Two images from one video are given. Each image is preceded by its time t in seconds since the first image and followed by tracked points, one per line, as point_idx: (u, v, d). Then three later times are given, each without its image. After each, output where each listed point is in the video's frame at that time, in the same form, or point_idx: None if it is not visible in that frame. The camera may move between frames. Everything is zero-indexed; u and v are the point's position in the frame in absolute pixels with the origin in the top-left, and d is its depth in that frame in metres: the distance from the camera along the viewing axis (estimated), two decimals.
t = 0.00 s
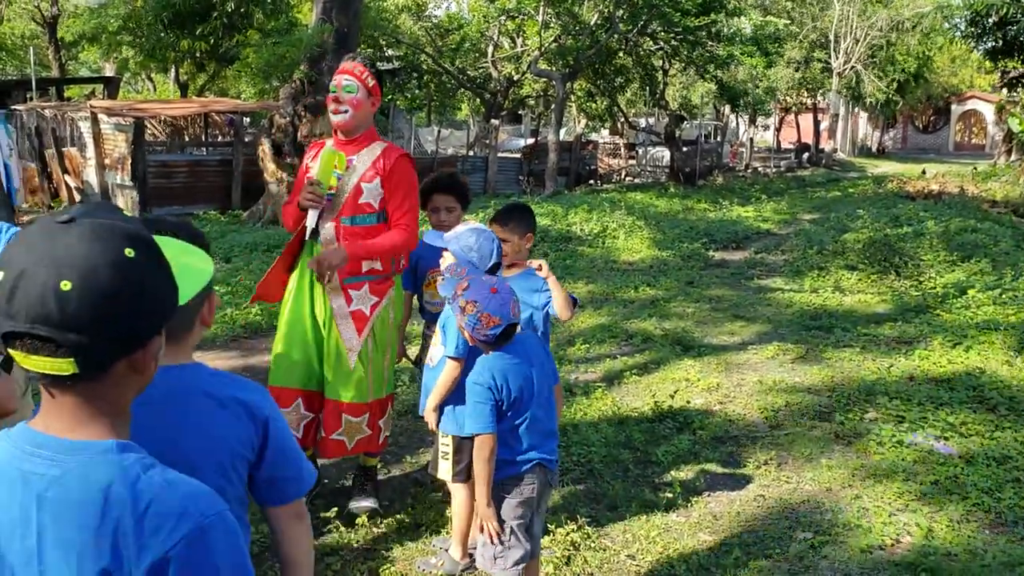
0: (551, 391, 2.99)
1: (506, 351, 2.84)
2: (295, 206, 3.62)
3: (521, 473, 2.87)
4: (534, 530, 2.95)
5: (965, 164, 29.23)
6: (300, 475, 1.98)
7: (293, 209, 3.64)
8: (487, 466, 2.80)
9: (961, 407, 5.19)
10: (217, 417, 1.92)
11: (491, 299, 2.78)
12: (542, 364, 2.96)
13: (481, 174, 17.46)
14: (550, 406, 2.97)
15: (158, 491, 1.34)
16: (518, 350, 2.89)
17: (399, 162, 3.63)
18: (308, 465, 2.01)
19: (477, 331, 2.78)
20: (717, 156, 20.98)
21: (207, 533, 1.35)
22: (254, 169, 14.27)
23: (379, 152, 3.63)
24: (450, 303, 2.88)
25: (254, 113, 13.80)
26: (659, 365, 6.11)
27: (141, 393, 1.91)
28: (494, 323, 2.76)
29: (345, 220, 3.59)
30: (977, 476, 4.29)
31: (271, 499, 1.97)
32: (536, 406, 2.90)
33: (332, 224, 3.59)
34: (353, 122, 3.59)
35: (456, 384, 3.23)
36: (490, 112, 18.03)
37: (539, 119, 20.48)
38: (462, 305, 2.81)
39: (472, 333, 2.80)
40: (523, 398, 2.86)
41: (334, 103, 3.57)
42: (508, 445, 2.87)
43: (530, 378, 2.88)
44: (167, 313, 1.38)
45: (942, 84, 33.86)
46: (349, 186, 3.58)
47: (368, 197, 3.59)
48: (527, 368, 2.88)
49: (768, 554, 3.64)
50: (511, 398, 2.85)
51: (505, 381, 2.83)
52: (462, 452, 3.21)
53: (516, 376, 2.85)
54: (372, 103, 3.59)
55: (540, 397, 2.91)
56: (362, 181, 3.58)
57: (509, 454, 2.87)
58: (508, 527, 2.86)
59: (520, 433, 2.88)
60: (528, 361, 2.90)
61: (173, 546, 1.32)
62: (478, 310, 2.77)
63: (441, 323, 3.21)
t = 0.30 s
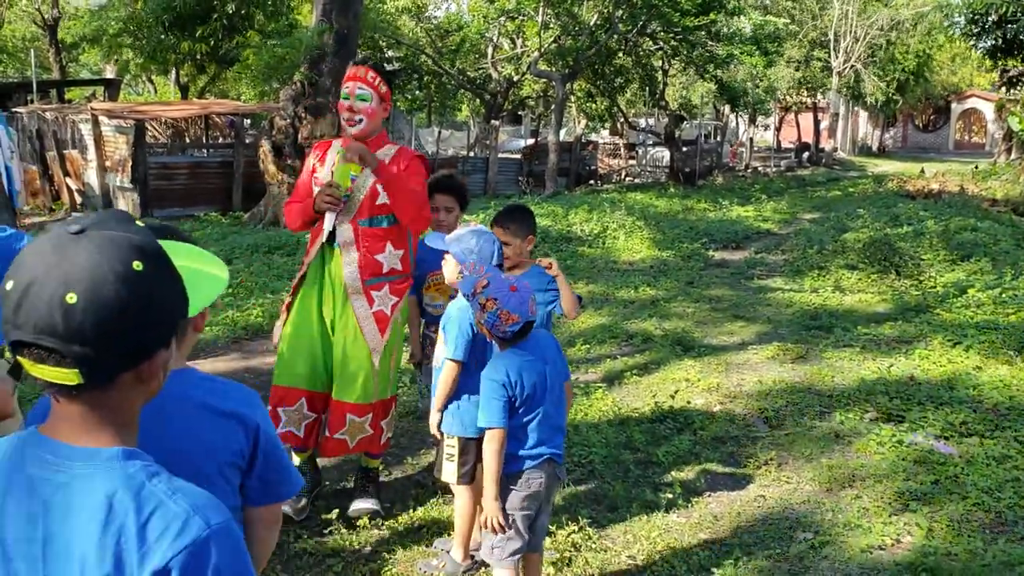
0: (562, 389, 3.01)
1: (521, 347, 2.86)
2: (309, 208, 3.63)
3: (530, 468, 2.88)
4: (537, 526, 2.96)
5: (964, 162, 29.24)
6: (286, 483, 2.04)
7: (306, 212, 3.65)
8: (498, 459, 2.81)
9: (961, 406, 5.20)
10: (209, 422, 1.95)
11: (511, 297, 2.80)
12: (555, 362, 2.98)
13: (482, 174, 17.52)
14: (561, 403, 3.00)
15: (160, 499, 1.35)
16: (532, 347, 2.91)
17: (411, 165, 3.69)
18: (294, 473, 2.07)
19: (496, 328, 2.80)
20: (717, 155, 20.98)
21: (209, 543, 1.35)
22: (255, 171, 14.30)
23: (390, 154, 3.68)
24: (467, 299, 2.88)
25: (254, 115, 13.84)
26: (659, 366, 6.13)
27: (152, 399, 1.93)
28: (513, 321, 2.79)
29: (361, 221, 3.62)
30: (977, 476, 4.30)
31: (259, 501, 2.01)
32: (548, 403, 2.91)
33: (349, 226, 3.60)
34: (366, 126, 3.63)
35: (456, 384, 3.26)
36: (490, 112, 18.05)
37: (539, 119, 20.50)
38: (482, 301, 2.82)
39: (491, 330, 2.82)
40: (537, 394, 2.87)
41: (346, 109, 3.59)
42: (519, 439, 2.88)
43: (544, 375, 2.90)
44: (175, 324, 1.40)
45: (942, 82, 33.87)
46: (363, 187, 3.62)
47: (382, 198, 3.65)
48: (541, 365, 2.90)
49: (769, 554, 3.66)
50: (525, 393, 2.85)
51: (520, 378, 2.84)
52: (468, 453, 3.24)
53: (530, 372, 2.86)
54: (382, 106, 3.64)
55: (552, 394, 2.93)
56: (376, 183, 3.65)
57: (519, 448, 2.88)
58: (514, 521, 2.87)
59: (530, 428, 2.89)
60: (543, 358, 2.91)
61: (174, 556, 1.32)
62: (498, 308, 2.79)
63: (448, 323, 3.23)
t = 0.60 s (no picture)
0: (567, 386, 3.01)
1: (527, 342, 2.88)
2: (315, 215, 3.63)
3: (536, 462, 2.89)
4: (540, 520, 2.97)
5: (964, 160, 29.22)
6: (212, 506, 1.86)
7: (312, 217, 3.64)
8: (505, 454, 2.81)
9: (961, 405, 5.20)
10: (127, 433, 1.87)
11: (517, 292, 2.81)
12: (560, 357, 2.99)
13: (482, 176, 17.56)
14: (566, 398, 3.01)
15: (172, 501, 1.36)
16: (539, 343, 2.92)
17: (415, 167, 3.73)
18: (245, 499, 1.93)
19: (505, 323, 2.81)
20: (717, 155, 21.00)
21: (221, 545, 1.35)
22: (255, 173, 14.30)
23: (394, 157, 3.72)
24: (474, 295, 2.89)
25: (254, 117, 13.86)
26: (659, 366, 6.14)
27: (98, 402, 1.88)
28: (521, 316, 2.81)
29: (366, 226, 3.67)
30: (977, 475, 4.31)
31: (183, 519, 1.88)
32: (554, 398, 2.92)
33: (356, 229, 3.62)
34: (375, 135, 3.68)
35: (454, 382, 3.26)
36: (490, 113, 18.05)
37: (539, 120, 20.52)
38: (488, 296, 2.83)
39: (499, 325, 2.83)
40: (542, 388, 2.88)
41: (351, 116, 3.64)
42: (525, 433, 2.89)
43: (550, 370, 2.91)
44: (187, 328, 1.41)
45: (942, 81, 33.88)
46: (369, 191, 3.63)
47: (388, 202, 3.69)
48: (547, 360, 2.91)
49: (769, 554, 3.66)
50: (531, 387, 2.86)
51: (528, 372, 2.85)
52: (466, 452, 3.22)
53: (536, 367, 2.87)
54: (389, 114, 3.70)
55: (559, 389, 2.94)
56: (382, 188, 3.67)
57: (525, 442, 2.89)
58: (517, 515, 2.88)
59: (536, 423, 2.90)
60: (549, 354, 2.92)
61: (185, 558, 1.33)
62: (506, 303, 2.79)
63: (447, 321, 3.23)
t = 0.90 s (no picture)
0: (567, 388, 3.02)
1: (527, 341, 2.89)
2: (314, 216, 3.62)
3: (536, 463, 2.89)
4: (538, 522, 2.97)
5: (964, 158, 29.23)
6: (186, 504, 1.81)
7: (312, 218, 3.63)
8: (506, 454, 2.80)
9: (962, 402, 5.20)
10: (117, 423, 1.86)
11: (518, 291, 2.82)
12: (559, 359, 2.99)
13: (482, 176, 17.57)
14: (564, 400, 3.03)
15: (179, 498, 1.37)
16: (538, 343, 2.93)
17: (417, 168, 3.73)
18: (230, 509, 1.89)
19: (505, 322, 2.81)
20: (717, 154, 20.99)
21: (229, 541, 1.36)
22: (255, 174, 14.31)
23: (393, 158, 3.70)
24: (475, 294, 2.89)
25: (254, 117, 13.86)
26: (659, 365, 6.13)
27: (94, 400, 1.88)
28: (521, 315, 2.81)
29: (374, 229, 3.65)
30: (977, 472, 4.31)
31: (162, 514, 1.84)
32: (553, 398, 2.93)
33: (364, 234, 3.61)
34: (375, 137, 3.66)
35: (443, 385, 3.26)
36: (490, 112, 18.03)
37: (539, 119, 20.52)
38: (490, 295, 2.84)
39: (500, 324, 2.83)
40: (542, 388, 2.89)
41: (346, 118, 3.62)
42: (525, 434, 2.89)
43: (549, 370, 2.92)
44: (191, 326, 1.41)
45: (942, 79, 33.85)
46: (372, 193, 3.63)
47: (391, 203, 3.67)
48: (546, 360, 2.92)
49: (770, 552, 3.66)
50: (532, 387, 2.87)
51: (528, 372, 2.85)
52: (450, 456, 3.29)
53: (537, 367, 2.88)
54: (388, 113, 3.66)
55: (557, 390, 2.95)
56: (385, 190, 3.66)
57: (525, 443, 2.89)
58: (516, 516, 2.88)
59: (537, 424, 2.90)
60: (548, 354, 2.93)
61: (194, 553, 1.34)
62: (506, 301, 2.81)
63: (439, 324, 3.23)
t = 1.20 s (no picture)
0: (561, 393, 3.01)
1: (522, 346, 2.87)
2: (304, 221, 3.59)
3: (531, 469, 2.89)
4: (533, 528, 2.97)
5: (965, 157, 29.23)
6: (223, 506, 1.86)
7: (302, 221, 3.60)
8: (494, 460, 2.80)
9: (962, 402, 5.20)
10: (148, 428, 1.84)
11: (513, 294, 2.81)
12: (555, 364, 2.99)
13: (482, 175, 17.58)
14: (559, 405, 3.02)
15: (175, 494, 1.38)
16: (533, 348, 2.91)
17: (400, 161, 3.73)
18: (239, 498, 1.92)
19: (499, 325, 2.81)
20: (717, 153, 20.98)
21: (223, 537, 1.36)
22: (255, 173, 14.31)
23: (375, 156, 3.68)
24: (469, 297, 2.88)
25: (255, 117, 13.87)
26: (659, 364, 6.13)
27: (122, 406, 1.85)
28: (516, 317, 2.79)
29: (365, 227, 3.66)
30: (977, 470, 4.32)
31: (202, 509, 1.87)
32: (546, 404, 2.93)
33: (356, 233, 3.62)
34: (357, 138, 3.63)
35: (432, 390, 3.30)
36: (490, 112, 18.02)
37: (539, 118, 20.53)
38: (484, 297, 2.83)
39: (494, 327, 2.82)
40: (537, 394, 2.88)
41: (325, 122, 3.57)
42: (519, 439, 2.88)
43: (544, 376, 2.91)
44: (186, 323, 1.42)
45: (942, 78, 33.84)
46: (361, 194, 3.64)
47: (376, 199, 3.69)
48: (541, 366, 2.91)
49: (771, 551, 3.66)
50: (526, 393, 2.86)
51: (522, 377, 2.85)
52: (449, 460, 3.26)
53: (532, 373, 2.87)
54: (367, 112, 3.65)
55: (552, 395, 2.94)
56: (370, 188, 3.66)
57: (518, 449, 2.88)
58: (511, 521, 2.88)
59: (529, 430, 2.89)
60: (543, 360, 2.92)
61: (189, 549, 1.34)
62: (501, 304, 2.79)
63: (426, 326, 3.25)
